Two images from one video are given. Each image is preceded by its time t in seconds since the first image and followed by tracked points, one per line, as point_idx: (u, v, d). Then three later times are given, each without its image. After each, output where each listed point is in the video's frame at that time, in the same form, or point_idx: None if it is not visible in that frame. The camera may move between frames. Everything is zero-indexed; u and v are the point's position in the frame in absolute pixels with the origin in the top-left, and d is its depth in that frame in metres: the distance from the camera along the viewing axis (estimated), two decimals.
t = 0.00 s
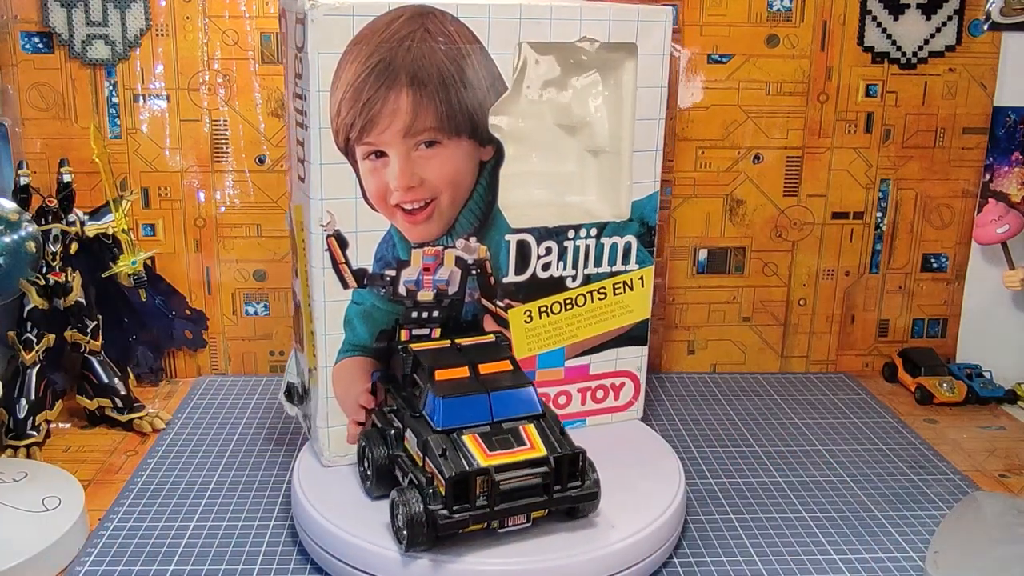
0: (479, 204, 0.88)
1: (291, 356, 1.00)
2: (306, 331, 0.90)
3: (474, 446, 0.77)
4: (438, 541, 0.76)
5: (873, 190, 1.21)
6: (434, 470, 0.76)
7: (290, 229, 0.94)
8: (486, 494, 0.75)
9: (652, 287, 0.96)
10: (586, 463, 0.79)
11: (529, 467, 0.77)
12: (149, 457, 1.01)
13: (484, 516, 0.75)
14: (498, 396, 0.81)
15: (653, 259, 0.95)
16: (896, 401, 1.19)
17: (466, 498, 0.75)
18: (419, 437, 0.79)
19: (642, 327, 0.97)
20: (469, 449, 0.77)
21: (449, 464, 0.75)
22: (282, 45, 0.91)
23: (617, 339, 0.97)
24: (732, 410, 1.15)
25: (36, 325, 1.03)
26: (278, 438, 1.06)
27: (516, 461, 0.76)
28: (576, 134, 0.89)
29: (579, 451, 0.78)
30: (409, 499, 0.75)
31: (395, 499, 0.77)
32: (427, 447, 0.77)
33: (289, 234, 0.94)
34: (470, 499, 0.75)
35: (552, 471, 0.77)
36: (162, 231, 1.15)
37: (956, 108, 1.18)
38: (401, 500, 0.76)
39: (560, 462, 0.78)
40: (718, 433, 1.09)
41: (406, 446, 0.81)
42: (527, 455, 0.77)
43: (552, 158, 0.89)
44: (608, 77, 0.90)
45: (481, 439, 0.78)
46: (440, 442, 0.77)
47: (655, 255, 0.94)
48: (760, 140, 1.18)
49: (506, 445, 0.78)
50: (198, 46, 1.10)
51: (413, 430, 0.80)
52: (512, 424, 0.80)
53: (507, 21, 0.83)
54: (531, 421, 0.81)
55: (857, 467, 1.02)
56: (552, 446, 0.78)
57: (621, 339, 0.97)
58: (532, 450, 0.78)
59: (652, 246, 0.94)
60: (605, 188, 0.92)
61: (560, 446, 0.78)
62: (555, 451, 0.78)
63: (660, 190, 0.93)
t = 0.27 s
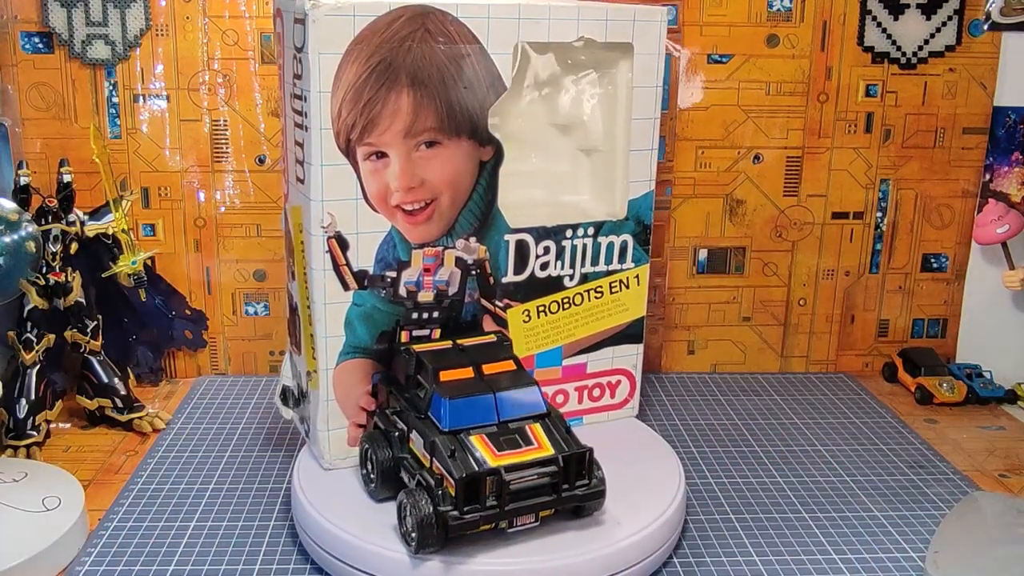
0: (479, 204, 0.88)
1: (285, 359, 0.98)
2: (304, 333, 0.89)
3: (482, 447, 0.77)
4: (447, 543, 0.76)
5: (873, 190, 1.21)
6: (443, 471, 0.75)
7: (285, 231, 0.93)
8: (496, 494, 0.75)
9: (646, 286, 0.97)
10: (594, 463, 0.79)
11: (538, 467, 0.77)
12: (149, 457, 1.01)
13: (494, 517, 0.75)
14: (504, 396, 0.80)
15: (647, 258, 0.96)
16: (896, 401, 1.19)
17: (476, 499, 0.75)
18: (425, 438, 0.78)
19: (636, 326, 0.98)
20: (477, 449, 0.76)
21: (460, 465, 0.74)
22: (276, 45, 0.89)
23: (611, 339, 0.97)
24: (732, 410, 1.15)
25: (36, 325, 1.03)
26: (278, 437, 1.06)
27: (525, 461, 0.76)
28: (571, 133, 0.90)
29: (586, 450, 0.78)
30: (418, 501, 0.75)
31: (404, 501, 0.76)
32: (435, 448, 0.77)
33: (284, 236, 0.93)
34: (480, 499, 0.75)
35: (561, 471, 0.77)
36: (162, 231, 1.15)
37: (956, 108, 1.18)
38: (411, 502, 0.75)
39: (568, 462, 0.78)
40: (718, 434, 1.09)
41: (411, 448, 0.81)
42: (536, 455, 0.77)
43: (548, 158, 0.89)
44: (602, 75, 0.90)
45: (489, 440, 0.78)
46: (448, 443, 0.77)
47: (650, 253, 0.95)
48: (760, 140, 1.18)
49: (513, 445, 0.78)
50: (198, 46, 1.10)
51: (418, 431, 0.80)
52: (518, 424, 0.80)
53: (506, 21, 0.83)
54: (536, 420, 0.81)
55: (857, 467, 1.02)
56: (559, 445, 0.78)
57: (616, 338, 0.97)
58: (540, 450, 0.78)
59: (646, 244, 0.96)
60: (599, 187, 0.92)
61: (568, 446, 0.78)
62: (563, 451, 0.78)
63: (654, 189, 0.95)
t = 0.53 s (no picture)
0: (479, 204, 0.88)
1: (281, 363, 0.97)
2: (304, 335, 0.88)
3: (490, 446, 0.77)
4: (457, 544, 0.76)
5: (873, 190, 1.21)
6: (452, 472, 0.75)
7: (282, 233, 0.92)
8: (505, 494, 0.75)
9: (641, 284, 0.98)
10: (601, 461, 0.80)
11: (547, 466, 0.77)
12: (149, 457, 1.01)
13: (504, 516, 0.75)
14: (510, 396, 0.80)
15: (642, 256, 0.96)
16: (896, 401, 1.19)
17: (485, 499, 0.75)
18: (432, 439, 0.78)
19: (632, 324, 0.98)
20: (485, 449, 0.76)
21: (469, 466, 0.74)
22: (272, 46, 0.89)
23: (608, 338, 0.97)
24: (733, 410, 1.15)
25: (36, 325, 1.03)
26: (278, 437, 1.06)
27: (534, 460, 0.76)
28: (565, 134, 0.92)
29: (593, 448, 0.79)
30: (428, 502, 0.74)
31: (413, 502, 0.76)
32: (443, 449, 0.77)
33: (281, 238, 0.92)
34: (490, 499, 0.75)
35: (569, 470, 0.77)
36: (162, 231, 1.15)
37: (956, 108, 1.18)
38: (420, 503, 0.75)
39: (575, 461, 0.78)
40: (718, 433, 1.09)
41: (417, 449, 0.81)
42: (543, 454, 0.77)
43: (542, 157, 0.91)
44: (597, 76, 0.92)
45: (496, 439, 0.78)
46: (456, 443, 0.77)
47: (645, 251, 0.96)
48: (760, 140, 1.18)
49: (521, 444, 0.78)
50: (198, 46, 1.10)
51: (425, 432, 0.79)
52: (525, 424, 0.80)
53: (505, 21, 0.83)
54: (542, 419, 0.81)
55: (858, 467, 1.02)
56: (567, 444, 0.78)
57: (612, 336, 0.98)
58: (547, 449, 0.78)
59: (642, 243, 0.96)
60: (594, 185, 0.94)
61: (574, 444, 0.79)
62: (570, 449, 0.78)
63: (649, 188, 0.95)
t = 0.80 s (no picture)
0: (479, 204, 0.88)
1: (277, 367, 0.97)
2: (303, 338, 0.88)
3: (498, 446, 0.77)
4: (468, 545, 0.76)
5: (873, 190, 1.21)
6: (461, 473, 0.75)
7: (280, 236, 0.91)
8: (516, 494, 0.75)
9: (636, 283, 0.99)
10: (607, 459, 0.80)
11: (555, 464, 0.77)
12: (149, 457, 1.01)
13: (515, 516, 0.75)
14: (516, 396, 0.80)
15: (637, 254, 0.97)
16: (895, 401, 1.19)
17: (495, 499, 0.75)
18: (439, 440, 0.78)
19: (627, 322, 0.99)
20: (493, 449, 0.76)
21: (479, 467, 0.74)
22: (269, 47, 0.88)
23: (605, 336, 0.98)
24: (733, 410, 1.15)
25: (36, 325, 1.03)
26: (278, 437, 1.06)
27: (543, 459, 0.76)
28: (559, 133, 0.92)
29: (600, 446, 0.79)
30: (437, 504, 0.74)
31: (422, 504, 0.76)
32: (451, 450, 0.76)
33: (279, 241, 0.91)
34: (501, 499, 0.75)
35: (577, 468, 0.77)
36: (162, 231, 1.15)
37: (956, 108, 1.18)
38: (430, 505, 0.75)
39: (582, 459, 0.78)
40: (718, 434, 1.09)
41: (423, 450, 0.80)
42: (552, 453, 0.77)
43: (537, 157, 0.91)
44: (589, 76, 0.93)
45: (504, 439, 0.78)
46: (464, 444, 0.76)
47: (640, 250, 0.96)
48: (760, 140, 1.18)
49: (528, 443, 0.78)
50: (198, 46, 1.10)
51: (431, 433, 0.79)
52: (530, 423, 0.80)
53: (505, 21, 0.83)
54: (547, 418, 0.81)
55: (858, 467, 1.02)
56: (573, 442, 0.78)
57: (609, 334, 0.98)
58: (555, 448, 0.78)
59: (636, 241, 0.97)
60: (588, 185, 0.94)
61: (581, 443, 0.79)
62: (578, 448, 0.78)
63: (644, 186, 0.96)
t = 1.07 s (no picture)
0: (479, 204, 0.88)
1: (272, 370, 0.97)
2: (303, 340, 0.87)
3: (506, 447, 0.77)
4: (476, 544, 0.76)
5: (873, 190, 1.21)
6: (471, 473, 0.75)
7: (276, 238, 0.90)
8: (525, 494, 0.75)
9: (631, 281, 0.99)
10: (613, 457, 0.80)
11: (563, 464, 0.77)
12: (149, 457, 1.01)
13: (524, 516, 0.75)
14: (521, 395, 0.80)
15: (632, 253, 0.98)
16: (896, 401, 1.19)
17: (505, 499, 0.75)
18: (447, 441, 0.78)
19: (622, 320, 1.00)
20: (501, 449, 0.76)
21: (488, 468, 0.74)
22: (265, 48, 0.87)
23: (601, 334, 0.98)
24: (733, 410, 1.15)
25: (36, 325, 1.03)
26: (277, 437, 1.06)
27: (551, 459, 0.76)
28: (555, 133, 0.92)
29: (605, 444, 0.79)
30: (447, 504, 0.74)
31: (431, 505, 0.76)
32: (459, 452, 0.76)
33: (275, 243, 0.90)
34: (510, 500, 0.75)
35: (585, 467, 0.78)
36: (162, 232, 1.15)
37: (956, 108, 1.18)
38: (440, 506, 0.75)
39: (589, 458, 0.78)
40: (718, 434, 1.09)
41: (429, 452, 0.80)
42: (559, 452, 0.77)
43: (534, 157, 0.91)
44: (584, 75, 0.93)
45: (511, 439, 0.78)
46: (472, 445, 0.76)
47: (635, 248, 0.97)
48: (760, 140, 1.18)
49: (535, 443, 0.78)
50: (199, 46, 1.10)
51: (438, 435, 0.79)
52: (536, 422, 0.80)
53: (504, 21, 0.83)
54: (551, 417, 0.81)
55: (857, 467, 1.02)
56: (580, 441, 0.79)
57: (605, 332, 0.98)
58: (562, 447, 0.78)
59: (632, 240, 0.97)
60: (583, 185, 0.94)
61: (587, 441, 0.79)
62: (584, 447, 0.78)
63: (640, 185, 0.96)
